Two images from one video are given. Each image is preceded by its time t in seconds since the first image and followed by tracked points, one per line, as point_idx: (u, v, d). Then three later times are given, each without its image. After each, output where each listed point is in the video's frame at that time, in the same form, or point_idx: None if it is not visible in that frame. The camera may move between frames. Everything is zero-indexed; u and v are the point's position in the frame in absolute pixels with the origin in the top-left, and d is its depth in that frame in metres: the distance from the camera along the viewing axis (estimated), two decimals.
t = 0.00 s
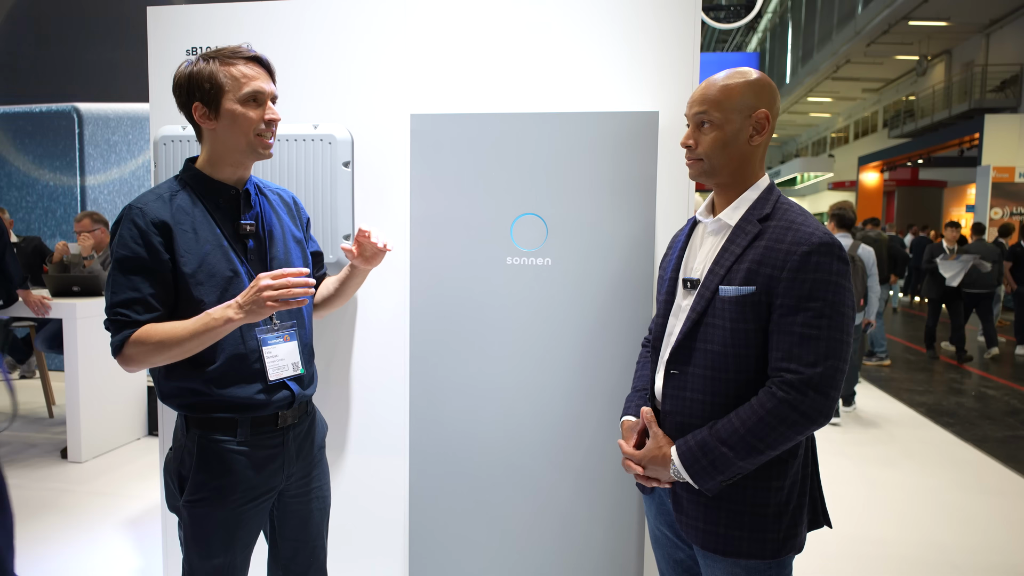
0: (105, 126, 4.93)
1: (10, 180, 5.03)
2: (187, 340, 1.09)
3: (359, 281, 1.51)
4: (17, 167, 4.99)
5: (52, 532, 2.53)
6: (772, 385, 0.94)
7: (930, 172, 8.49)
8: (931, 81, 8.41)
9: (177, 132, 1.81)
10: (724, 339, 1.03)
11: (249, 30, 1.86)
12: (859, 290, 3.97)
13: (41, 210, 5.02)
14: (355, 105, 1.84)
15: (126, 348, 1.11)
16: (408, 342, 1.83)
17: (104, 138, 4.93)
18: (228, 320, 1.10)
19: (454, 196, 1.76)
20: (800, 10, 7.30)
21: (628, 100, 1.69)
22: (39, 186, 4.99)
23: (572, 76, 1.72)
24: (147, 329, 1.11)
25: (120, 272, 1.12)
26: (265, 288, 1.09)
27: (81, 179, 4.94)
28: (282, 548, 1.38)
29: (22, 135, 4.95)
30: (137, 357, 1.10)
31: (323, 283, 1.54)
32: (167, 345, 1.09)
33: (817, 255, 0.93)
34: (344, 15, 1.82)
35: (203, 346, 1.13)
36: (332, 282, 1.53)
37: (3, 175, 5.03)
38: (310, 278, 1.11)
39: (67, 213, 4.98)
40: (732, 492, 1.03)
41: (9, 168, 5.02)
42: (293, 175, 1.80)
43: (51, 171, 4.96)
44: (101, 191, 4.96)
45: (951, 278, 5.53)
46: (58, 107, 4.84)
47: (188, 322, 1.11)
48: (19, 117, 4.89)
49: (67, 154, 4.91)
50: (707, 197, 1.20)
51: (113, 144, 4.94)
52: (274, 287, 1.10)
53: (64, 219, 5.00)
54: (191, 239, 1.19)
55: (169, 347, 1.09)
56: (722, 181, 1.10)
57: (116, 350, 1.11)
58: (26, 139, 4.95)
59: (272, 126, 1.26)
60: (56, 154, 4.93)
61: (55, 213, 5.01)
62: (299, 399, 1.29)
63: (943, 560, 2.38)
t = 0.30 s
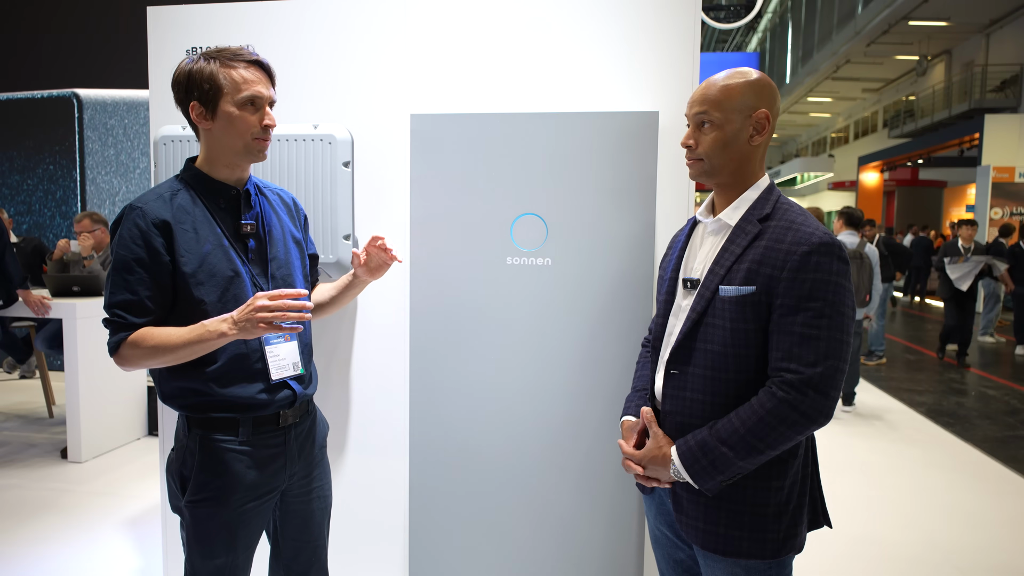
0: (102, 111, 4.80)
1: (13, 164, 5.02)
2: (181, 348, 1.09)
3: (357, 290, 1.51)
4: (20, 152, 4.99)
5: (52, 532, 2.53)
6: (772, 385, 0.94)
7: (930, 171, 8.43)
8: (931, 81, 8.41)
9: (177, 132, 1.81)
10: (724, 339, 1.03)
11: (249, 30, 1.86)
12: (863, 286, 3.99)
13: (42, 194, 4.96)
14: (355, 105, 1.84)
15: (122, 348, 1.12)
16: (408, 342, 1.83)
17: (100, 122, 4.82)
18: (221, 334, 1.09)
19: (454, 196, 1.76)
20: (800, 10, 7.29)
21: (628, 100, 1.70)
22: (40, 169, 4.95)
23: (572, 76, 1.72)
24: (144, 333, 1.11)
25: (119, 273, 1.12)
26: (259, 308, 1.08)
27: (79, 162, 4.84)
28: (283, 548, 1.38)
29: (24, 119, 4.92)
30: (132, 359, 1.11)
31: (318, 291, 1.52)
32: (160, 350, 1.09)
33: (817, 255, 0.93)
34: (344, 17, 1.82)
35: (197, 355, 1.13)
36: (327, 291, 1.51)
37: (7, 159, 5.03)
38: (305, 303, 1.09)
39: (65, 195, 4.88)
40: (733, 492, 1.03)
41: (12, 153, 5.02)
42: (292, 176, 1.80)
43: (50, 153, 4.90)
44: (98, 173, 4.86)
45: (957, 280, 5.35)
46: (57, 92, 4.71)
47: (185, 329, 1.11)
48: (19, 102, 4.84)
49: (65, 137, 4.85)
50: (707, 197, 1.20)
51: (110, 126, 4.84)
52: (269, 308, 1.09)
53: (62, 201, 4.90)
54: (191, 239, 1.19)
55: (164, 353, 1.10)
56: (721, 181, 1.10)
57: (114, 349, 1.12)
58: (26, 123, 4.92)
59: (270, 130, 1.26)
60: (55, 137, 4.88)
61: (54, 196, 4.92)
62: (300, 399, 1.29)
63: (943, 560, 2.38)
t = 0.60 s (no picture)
0: (101, 98, 4.89)
1: (14, 150, 5.16)
2: (185, 351, 1.09)
3: (358, 294, 1.50)
4: (22, 139, 5.13)
5: (53, 532, 2.53)
6: (772, 385, 0.94)
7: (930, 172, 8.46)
8: (931, 81, 8.41)
9: (176, 132, 1.81)
10: (724, 340, 1.03)
11: (249, 30, 1.86)
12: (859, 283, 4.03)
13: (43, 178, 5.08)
14: (355, 105, 1.84)
15: (125, 351, 1.12)
16: (408, 342, 1.83)
17: (98, 108, 4.93)
18: (225, 337, 1.09)
19: (455, 196, 1.76)
20: (800, 10, 7.29)
21: (628, 100, 1.69)
22: (40, 154, 5.08)
23: (573, 75, 1.72)
24: (146, 335, 1.11)
25: (121, 275, 1.12)
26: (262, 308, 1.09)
27: (78, 148, 4.97)
28: (283, 547, 1.38)
29: (25, 108, 5.07)
30: (135, 361, 1.11)
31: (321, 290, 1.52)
32: (164, 353, 1.09)
33: (817, 255, 0.93)
34: (344, 17, 1.82)
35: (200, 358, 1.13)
36: (331, 290, 1.51)
37: (9, 146, 5.17)
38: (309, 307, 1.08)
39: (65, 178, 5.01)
40: (732, 492, 1.03)
41: (14, 140, 5.16)
42: (292, 175, 1.80)
43: (51, 139, 5.04)
44: (96, 157, 4.98)
45: (957, 285, 5.31)
46: (56, 80, 4.79)
47: (188, 332, 1.11)
48: (20, 90, 4.96)
49: (66, 124, 4.98)
50: (707, 197, 1.20)
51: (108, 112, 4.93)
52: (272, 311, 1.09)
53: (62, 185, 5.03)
54: (192, 241, 1.19)
55: (167, 356, 1.10)
56: (721, 181, 1.10)
57: (116, 353, 1.12)
58: (29, 112, 5.07)
59: (265, 124, 1.27)
60: (56, 124, 5.01)
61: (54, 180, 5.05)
62: (299, 399, 1.29)
63: (943, 560, 2.38)
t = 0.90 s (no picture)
0: (103, 87, 4.91)
1: (12, 137, 5.13)
2: (198, 355, 1.09)
3: (357, 295, 1.50)
4: (20, 127, 5.10)
5: (52, 532, 2.53)
6: (772, 385, 0.94)
7: (930, 172, 8.50)
8: (931, 81, 8.41)
9: (177, 132, 1.81)
10: (724, 340, 1.03)
11: (250, 30, 1.86)
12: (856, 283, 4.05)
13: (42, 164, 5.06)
14: (355, 106, 1.84)
15: (134, 352, 1.11)
16: (408, 342, 1.83)
17: (98, 96, 4.94)
18: (240, 344, 1.09)
19: (455, 196, 1.76)
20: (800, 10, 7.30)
21: (628, 100, 1.70)
22: (40, 141, 5.07)
23: (572, 74, 1.72)
24: (157, 336, 1.11)
25: (127, 274, 1.12)
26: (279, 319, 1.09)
27: (78, 134, 4.99)
28: (282, 547, 1.38)
29: (25, 97, 5.04)
30: (145, 361, 1.10)
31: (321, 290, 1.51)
32: (175, 356, 1.10)
33: (817, 255, 0.93)
34: (344, 16, 1.82)
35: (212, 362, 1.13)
36: (332, 290, 1.51)
37: (9, 134, 5.14)
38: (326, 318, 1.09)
39: (65, 163, 5.01)
40: (732, 492, 1.03)
41: (13, 127, 5.12)
42: (293, 175, 1.80)
43: (51, 126, 5.03)
44: (96, 143, 5.00)
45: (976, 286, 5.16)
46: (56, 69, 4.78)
47: (202, 338, 1.10)
48: (22, 78, 4.93)
49: (66, 113, 4.98)
50: (707, 197, 1.20)
51: (108, 99, 4.96)
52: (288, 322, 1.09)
53: (62, 169, 5.02)
54: (195, 240, 1.19)
55: (176, 357, 1.10)
56: (722, 181, 1.10)
57: (123, 353, 1.11)
58: (27, 100, 5.04)
59: (269, 118, 1.26)
60: (55, 111, 5.00)
61: (54, 166, 5.03)
62: (299, 399, 1.29)
63: (943, 561, 2.38)
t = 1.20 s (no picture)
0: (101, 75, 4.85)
1: (13, 125, 5.12)
2: (196, 347, 1.09)
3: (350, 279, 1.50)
4: (21, 115, 5.08)
5: (52, 533, 2.53)
6: (771, 384, 0.94)
7: (931, 171, 8.47)
8: (931, 81, 8.41)
9: (177, 132, 1.81)
10: (723, 339, 1.03)
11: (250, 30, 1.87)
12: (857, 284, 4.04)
13: (43, 151, 5.02)
14: (355, 105, 1.84)
15: (128, 348, 1.10)
16: (408, 342, 1.83)
17: (97, 85, 4.87)
18: (239, 332, 1.09)
19: (454, 197, 1.76)
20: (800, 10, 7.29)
21: (628, 100, 1.70)
22: (41, 130, 5.04)
23: (573, 74, 1.73)
24: (152, 332, 1.11)
25: (125, 270, 1.11)
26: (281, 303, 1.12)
27: (76, 120, 4.90)
28: (281, 547, 1.38)
29: (26, 88, 5.03)
30: (139, 357, 1.09)
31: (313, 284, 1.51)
32: (173, 349, 1.09)
33: (815, 254, 0.93)
34: (344, 16, 1.83)
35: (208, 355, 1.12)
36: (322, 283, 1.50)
37: (10, 123, 5.12)
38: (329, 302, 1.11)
39: (64, 149, 4.95)
40: (731, 492, 1.03)
41: (14, 116, 5.11)
42: (294, 175, 1.80)
43: (50, 115, 4.98)
44: (94, 128, 4.90)
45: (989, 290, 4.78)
46: (56, 59, 4.77)
47: (199, 329, 1.10)
48: (24, 69, 4.94)
49: (65, 100, 4.92)
50: (707, 197, 1.19)
51: (105, 86, 4.86)
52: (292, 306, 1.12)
53: (63, 155, 4.96)
54: (194, 237, 1.19)
55: (173, 352, 1.09)
56: (730, 178, 1.10)
57: (116, 349, 1.10)
58: (29, 91, 5.03)
59: (271, 123, 1.27)
60: (55, 100, 4.95)
61: (54, 152, 4.99)
62: (297, 399, 1.30)
63: (944, 560, 2.38)
